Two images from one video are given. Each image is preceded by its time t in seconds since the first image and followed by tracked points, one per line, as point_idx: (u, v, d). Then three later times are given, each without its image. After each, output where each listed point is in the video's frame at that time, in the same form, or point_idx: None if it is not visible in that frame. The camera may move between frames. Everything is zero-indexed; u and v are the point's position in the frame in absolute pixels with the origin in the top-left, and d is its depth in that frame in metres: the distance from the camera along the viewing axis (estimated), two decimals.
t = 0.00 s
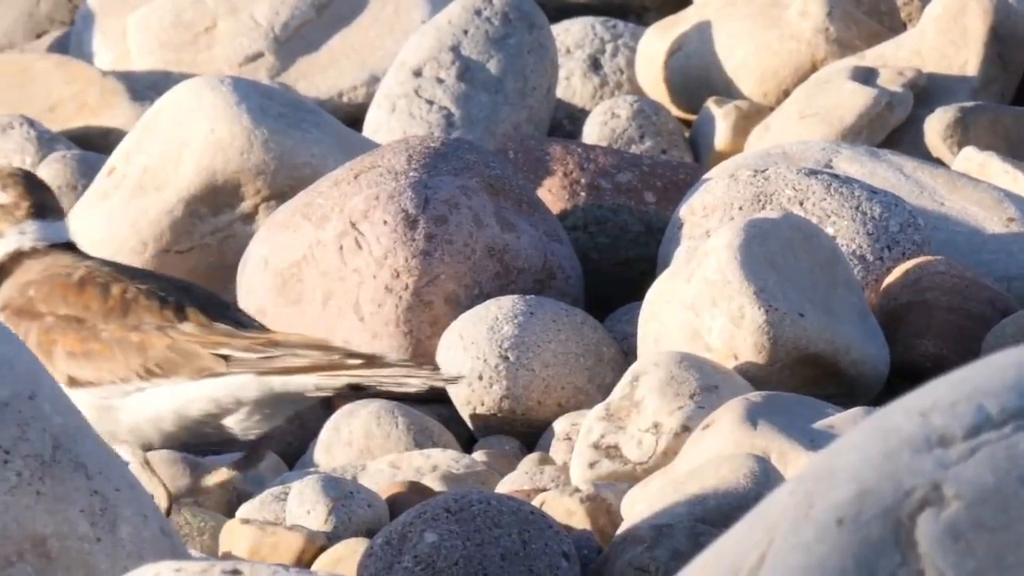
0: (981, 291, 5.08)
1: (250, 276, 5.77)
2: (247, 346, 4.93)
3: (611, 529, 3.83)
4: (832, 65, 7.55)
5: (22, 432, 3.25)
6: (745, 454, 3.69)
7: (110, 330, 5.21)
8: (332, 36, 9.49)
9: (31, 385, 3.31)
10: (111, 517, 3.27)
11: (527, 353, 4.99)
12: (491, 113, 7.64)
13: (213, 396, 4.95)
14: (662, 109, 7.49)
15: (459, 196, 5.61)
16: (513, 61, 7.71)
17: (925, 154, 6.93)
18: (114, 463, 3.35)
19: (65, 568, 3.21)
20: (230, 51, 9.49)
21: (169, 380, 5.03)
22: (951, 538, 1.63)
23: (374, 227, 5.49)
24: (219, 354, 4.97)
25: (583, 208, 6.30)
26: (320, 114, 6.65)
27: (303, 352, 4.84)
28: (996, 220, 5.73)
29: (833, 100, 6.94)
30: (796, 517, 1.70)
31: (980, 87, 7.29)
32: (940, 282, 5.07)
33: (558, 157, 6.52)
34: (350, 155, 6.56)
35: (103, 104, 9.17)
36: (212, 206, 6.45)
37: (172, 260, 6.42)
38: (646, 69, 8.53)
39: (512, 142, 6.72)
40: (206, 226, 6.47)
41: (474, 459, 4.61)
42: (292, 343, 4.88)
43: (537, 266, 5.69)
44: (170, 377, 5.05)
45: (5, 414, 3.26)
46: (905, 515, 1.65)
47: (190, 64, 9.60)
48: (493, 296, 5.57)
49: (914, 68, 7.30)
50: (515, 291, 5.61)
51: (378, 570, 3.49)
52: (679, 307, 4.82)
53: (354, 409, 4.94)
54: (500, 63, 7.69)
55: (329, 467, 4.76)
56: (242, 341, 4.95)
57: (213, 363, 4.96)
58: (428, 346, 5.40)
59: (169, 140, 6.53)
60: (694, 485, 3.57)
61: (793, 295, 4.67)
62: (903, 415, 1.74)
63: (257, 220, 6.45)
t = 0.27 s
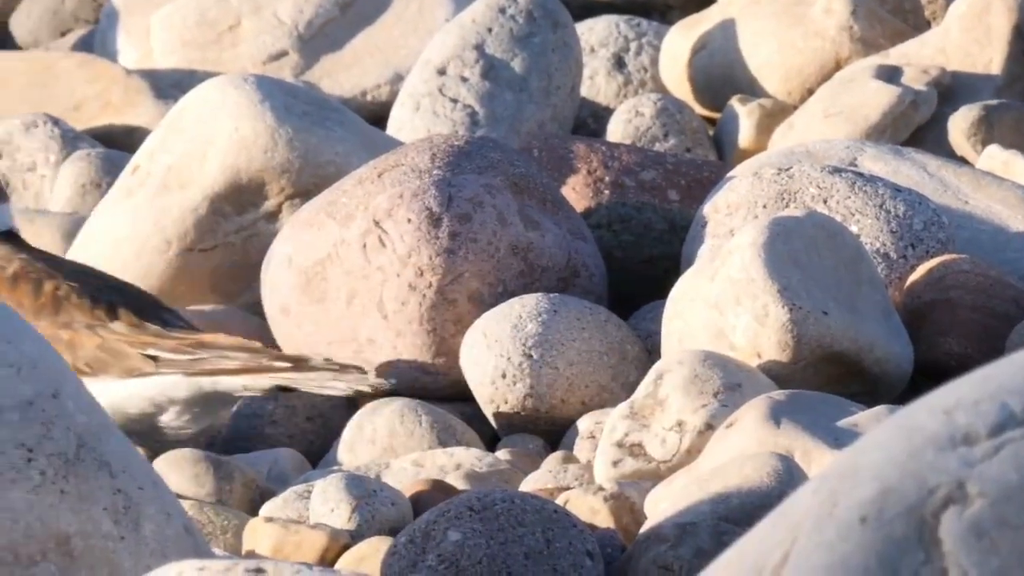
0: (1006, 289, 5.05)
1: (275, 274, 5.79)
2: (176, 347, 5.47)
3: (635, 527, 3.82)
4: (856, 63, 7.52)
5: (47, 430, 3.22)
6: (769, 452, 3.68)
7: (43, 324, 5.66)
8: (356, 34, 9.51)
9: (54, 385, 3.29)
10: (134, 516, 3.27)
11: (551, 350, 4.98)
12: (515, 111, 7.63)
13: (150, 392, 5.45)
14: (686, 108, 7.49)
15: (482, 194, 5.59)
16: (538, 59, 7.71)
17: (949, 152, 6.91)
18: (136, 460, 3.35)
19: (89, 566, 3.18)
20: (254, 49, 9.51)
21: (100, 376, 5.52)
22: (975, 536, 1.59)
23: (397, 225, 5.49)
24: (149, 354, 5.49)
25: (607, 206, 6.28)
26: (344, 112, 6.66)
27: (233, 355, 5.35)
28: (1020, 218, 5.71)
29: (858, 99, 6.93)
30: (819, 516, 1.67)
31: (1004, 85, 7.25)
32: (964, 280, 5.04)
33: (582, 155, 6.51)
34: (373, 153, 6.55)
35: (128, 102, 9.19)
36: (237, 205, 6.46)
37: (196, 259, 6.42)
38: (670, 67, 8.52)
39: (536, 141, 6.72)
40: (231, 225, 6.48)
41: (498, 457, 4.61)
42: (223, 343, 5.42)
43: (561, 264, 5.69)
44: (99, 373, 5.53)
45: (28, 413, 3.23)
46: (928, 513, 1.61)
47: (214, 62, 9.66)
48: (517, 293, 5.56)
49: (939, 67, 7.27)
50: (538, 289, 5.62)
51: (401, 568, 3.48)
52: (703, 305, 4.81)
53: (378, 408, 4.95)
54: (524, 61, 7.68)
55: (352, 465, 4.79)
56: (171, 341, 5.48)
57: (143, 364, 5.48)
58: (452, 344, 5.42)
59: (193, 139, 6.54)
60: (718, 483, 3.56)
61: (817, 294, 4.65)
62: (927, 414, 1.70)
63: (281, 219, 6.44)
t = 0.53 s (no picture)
0: None
1: (303, 271, 5.81)
2: (107, 323, 5.36)
3: (662, 524, 3.80)
4: (883, 61, 7.51)
5: (73, 427, 3.17)
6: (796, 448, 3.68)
7: None
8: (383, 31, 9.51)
9: (80, 381, 3.23)
10: (162, 512, 3.22)
11: (578, 347, 4.97)
12: (543, 108, 7.62)
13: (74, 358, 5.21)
14: (713, 105, 7.49)
15: (510, 191, 5.59)
16: (565, 55, 7.70)
17: (977, 150, 6.87)
18: (163, 457, 3.31)
19: (116, 562, 3.13)
20: (282, 46, 9.53)
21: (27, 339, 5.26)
22: (1003, 533, 1.53)
23: (425, 222, 5.49)
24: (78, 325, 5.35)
25: (635, 203, 6.25)
26: (371, 109, 6.67)
27: (161, 339, 5.33)
28: None
29: (885, 95, 6.90)
30: (846, 512, 1.62)
31: None
32: (992, 277, 5.01)
33: (609, 153, 6.48)
34: (400, 150, 6.56)
35: (155, 99, 9.21)
36: (264, 201, 6.46)
37: (224, 256, 6.44)
38: (697, 63, 8.51)
39: (563, 139, 6.73)
40: (258, 221, 6.48)
41: (525, 454, 4.61)
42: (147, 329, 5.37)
43: (588, 261, 5.69)
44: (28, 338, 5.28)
45: (55, 410, 3.17)
46: (956, 509, 1.56)
47: (241, 59, 9.70)
48: (545, 290, 5.55)
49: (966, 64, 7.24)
50: (566, 286, 5.61)
51: (428, 565, 3.47)
52: (730, 302, 4.80)
53: (405, 405, 4.96)
54: (552, 58, 7.68)
55: (380, 462, 4.78)
56: (101, 318, 5.38)
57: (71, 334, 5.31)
58: (479, 341, 5.40)
59: (221, 136, 6.56)
60: (745, 479, 3.57)
61: (844, 290, 4.65)
62: (953, 411, 1.66)
63: (308, 216, 6.43)
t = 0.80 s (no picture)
0: None
1: (336, 269, 5.83)
2: None
3: (695, 521, 3.81)
4: (915, 57, 7.47)
5: (105, 424, 3.17)
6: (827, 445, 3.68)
7: None
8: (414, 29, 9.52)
9: (112, 378, 3.23)
10: (195, 509, 3.23)
11: (610, 344, 4.97)
12: (575, 105, 7.61)
13: None
14: (745, 101, 7.47)
15: (542, 188, 5.58)
16: (596, 52, 7.67)
17: (1010, 147, 6.83)
18: (197, 454, 3.31)
19: (149, 560, 3.15)
20: (313, 43, 9.54)
21: None
22: None
23: (457, 218, 5.49)
24: None
25: (667, 200, 6.25)
26: (403, 106, 6.68)
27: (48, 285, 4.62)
28: None
29: (916, 93, 6.88)
30: (878, 508, 1.61)
31: None
32: None
33: (641, 149, 6.45)
34: (432, 145, 6.56)
35: (187, 97, 9.25)
36: (296, 198, 6.47)
37: (255, 253, 6.46)
38: (729, 59, 8.49)
39: (595, 136, 6.72)
40: (290, 218, 6.49)
41: (557, 451, 4.61)
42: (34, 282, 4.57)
43: (620, 258, 5.69)
44: None
45: (87, 407, 3.17)
46: (989, 507, 1.55)
47: (272, 56, 9.71)
48: (577, 287, 5.55)
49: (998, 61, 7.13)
50: (598, 283, 5.61)
51: (461, 562, 3.48)
52: (762, 299, 4.79)
53: (436, 403, 4.97)
54: (584, 55, 7.66)
55: (412, 460, 4.79)
56: None
57: None
58: (511, 337, 5.39)
59: (253, 133, 6.58)
60: (779, 477, 3.56)
61: (877, 287, 4.62)
62: (986, 405, 1.64)
63: (340, 213, 6.43)
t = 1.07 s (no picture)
0: None
1: (372, 266, 5.85)
2: None
3: (731, 519, 3.81)
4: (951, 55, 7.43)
5: (142, 422, 3.19)
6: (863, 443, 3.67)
7: None
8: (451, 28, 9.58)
9: (147, 376, 3.26)
10: (231, 507, 3.25)
11: (647, 342, 4.97)
12: (610, 103, 7.60)
13: None
14: (781, 100, 7.45)
15: (578, 186, 5.58)
16: (633, 50, 7.69)
17: None
18: (232, 453, 3.34)
19: (185, 558, 3.16)
20: (350, 42, 9.59)
21: None
22: None
23: (493, 216, 5.49)
24: None
25: (703, 198, 6.24)
26: (439, 104, 6.70)
27: None
28: None
29: (952, 92, 6.85)
30: (916, 507, 1.67)
31: None
32: None
33: (678, 147, 6.47)
34: (468, 144, 6.58)
35: (223, 95, 9.30)
36: (332, 196, 6.48)
37: (291, 251, 6.48)
38: (765, 56, 8.45)
39: (631, 133, 6.73)
40: (326, 216, 6.50)
41: (593, 449, 4.61)
42: None
43: (656, 256, 5.69)
44: None
45: (123, 405, 3.19)
46: None
47: (309, 54, 9.75)
48: (613, 285, 5.55)
49: None
50: (634, 281, 5.61)
51: (498, 559, 3.48)
52: (799, 297, 4.78)
53: (472, 401, 4.97)
54: (620, 53, 7.67)
55: (449, 457, 4.80)
56: None
57: None
58: (547, 336, 5.41)
59: (289, 131, 6.60)
60: (815, 475, 3.54)
61: (912, 285, 4.61)
62: (1020, 406, 1.70)
63: (376, 211, 6.44)
